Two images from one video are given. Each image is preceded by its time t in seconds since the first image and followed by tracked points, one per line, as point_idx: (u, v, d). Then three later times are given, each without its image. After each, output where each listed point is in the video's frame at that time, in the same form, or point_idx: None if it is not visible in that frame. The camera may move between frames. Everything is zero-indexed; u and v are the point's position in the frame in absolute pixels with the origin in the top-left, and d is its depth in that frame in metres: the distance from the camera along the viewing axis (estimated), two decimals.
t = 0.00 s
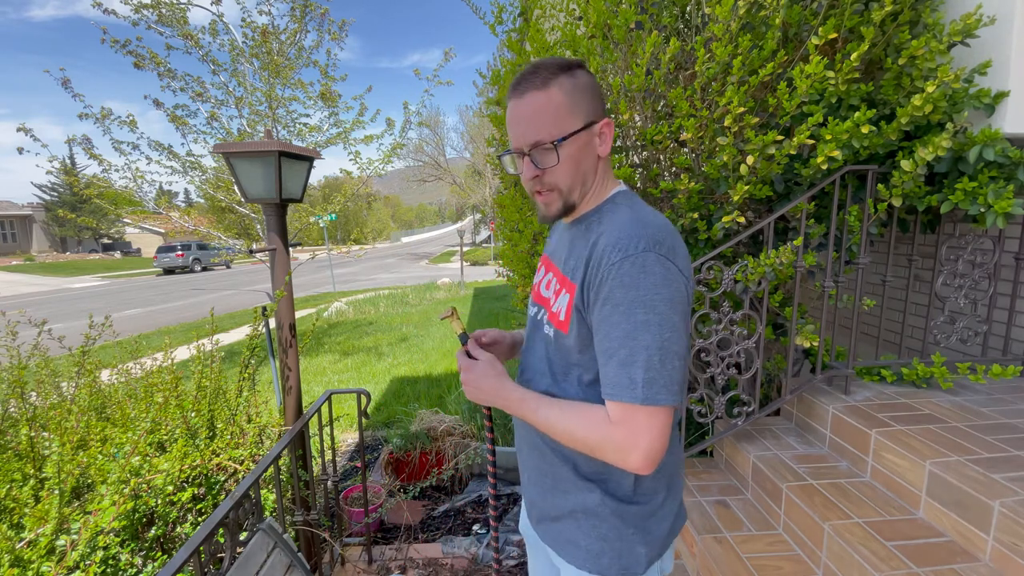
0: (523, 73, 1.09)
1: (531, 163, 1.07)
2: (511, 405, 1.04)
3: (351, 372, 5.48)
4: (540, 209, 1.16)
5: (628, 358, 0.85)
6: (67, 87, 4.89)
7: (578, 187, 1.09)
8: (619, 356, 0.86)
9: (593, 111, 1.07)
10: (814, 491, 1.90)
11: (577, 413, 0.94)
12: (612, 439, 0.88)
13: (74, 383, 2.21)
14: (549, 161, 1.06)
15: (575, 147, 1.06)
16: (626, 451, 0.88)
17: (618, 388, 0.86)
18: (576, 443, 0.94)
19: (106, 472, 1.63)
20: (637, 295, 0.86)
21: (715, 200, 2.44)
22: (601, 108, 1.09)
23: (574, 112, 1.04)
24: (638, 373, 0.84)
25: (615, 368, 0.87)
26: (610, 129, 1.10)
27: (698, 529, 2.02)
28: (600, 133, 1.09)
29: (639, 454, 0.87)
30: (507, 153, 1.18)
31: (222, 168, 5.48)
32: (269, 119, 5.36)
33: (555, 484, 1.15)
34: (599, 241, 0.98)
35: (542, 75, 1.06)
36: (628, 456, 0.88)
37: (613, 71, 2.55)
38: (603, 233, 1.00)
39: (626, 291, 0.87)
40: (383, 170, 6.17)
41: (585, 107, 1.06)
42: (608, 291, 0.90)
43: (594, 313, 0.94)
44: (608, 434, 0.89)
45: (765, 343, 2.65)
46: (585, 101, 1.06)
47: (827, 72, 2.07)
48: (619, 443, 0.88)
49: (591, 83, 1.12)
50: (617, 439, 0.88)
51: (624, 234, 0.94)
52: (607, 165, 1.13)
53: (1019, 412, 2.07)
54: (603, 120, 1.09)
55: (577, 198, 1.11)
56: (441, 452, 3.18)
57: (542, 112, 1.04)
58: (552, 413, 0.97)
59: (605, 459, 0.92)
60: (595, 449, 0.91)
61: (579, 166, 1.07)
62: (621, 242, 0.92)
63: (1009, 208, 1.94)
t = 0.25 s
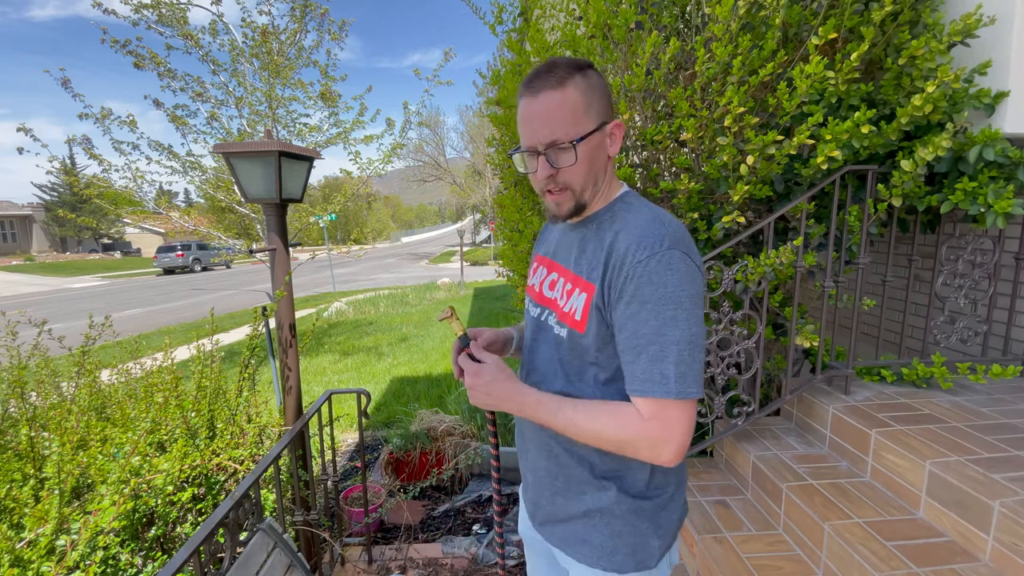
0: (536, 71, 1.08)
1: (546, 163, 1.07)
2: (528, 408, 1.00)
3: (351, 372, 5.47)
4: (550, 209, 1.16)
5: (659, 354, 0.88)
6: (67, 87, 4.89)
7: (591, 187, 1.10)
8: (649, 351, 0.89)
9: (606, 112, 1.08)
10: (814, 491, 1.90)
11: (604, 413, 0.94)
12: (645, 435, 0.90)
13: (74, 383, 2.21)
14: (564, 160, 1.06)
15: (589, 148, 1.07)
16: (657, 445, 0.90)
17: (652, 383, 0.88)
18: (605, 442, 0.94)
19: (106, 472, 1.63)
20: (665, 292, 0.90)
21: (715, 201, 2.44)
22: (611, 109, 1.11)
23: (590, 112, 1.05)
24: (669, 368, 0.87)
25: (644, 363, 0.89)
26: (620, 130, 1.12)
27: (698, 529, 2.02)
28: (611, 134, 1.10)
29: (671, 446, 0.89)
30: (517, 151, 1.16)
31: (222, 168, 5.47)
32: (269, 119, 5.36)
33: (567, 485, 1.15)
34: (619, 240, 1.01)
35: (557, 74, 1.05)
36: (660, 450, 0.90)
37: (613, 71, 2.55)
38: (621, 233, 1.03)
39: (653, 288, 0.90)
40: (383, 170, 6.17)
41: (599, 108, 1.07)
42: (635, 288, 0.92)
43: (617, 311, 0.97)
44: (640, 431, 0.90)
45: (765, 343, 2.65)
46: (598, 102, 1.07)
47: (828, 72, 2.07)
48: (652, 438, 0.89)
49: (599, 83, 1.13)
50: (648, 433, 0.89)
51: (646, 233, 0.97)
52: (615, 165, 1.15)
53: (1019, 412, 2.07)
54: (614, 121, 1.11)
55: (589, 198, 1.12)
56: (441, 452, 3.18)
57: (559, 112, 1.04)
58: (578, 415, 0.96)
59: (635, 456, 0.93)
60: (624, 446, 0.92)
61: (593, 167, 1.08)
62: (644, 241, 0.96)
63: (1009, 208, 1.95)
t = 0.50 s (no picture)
0: (542, 68, 1.08)
1: (552, 161, 1.07)
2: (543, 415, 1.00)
3: (351, 372, 5.47)
4: (552, 207, 1.15)
5: (677, 349, 0.89)
6: (67, 87, 4.89)
7: (594, 186, 1.11)
8: (667, 347, 0.90)
9: (609, 112, 1.10)
10: (814, 490, 1.90)
11: (625, 411, 0.94)
12: (669, 429, 0.91)
13: (74, 383, 2.21)
14: (571, 158, 1.07)
15: (595, 147, 1.08)
16: (681, 437, 0.91)
17: (676, 377, 0.89)
18: (629, 440, 0.94)
19: (106, 472, 1.63)
20: (678, 288, 0.91)
21: (715, 200, 2.44)
22: (614, 110, 1.13)
23: (596, 112, 1.07)
24: (689, 361, 0.88)
25: (663, 359, 0.90)
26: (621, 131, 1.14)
27: (698, 529, 2.02)
28: (614, 134, 1.12)
29: (695, 436, 0.92)
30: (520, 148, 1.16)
31: (222, 167, 5.47)
32: (269, 119, 5.36)
33: (575, 485, 1.14)
34: (626, 238, 1.03)
35: (565, 72, 1.06)
36: (684, 442, 0.92)
37: (613, 71, 2.55)
38: (628, 230, 1.04)
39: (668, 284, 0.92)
40: (383, 170, 6.17)
41: (603, 109, 1.08)
42: (648, 285, 0.93)
43: (629, 308, 0.97)
44: (664, 426, 0.91)
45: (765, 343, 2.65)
46: (603, 103, 1.08)
47: (827, 72, 2.07)
48: (676, 431, 0.91)
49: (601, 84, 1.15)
50: (672, 426, 0.91)
51: (655, 231, 0.99)
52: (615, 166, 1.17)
53: (1019, 412, 2.07)
54: (617, 122, 1.12)
55: (592, 197, 1.13)
56: (441, 452, 3.18)
57: (567, 111, 1.05)
58: (598, 415, 0.96)
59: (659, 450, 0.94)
60: (647, 442, 0.93)
61: (598, 166, 1.10)
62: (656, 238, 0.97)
63: (1009, 208, 1.95)
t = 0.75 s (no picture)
0: (547, 66, 1.08)
1: (560, 159, 1.07)
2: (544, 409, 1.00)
3: (351, 373, 5.48)
4: (557, 207, 1.15)
5: (680, 344, 0.90)
6: (67, 87, 4.89)
7: (599, 185, 1.12)
8: (671, 342, 0.91)
9: (613, 113, 1.11)
10: (814, 490, 1.90)
11: (626, 405, 0.95)
12: (669, 423, 0.91)
13: (75, 383, 2.21)
14: (578, 157, 1.08)
15: (602, 147, 1.09)
16: (681, 431, 0.92)
17: (678, 370, 0.90)
18: (630, 433, 0.95)
19: (106, 472, 1.63)
20: (684, 286, 0.92)
21: (715, 200, 2.44)
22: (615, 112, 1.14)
23: (602, 112, 1.08)
24: (692, 356, 0.89)
25: (666, 354, 0.91)
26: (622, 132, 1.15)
27: (699, 529, 2.02)
28: (617, 134, 1.13)
29: (695, 430, 0.92)
30: (525, 146, 1.15)
31: (222, 168, 5.47)
32: (270, 119, 5.36)
33: (581, 484, 1.14)
34: (630, 237, 1.03)
35: (573, 71, 1.06)
36: (683, 436, 0.92)
37: (613, 71, 2.55)
38: (632, 229, 1.05)
39: (673, 281, 0.93)
40: (383, 170, 6.17)
41: (608, 109, 1.09)
42: (654, 282, 0.94)
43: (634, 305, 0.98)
44: (664, 420, 0.91)
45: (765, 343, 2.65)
46: (607, 103, 1.09)
47: (827, 72, 2.07)
48: (676, 425, 0.91)
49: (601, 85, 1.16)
50: (672, 420, 0.91)
51: (659, 229, 1.00)
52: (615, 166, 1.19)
53: (1019, 412, 2.07)
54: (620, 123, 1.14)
55: (597, 197, 1.13)
56: (441, 452, 3.18)
57: (575, 110, 1.05)
58: (599, 409, 0.97)
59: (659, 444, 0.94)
60: (648, 436, 0.93)
61: (603, 166, 1.11)
62: (661, 236, 0.98)
63: (1009, 208, 1.95)
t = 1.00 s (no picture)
0: (546, 68, 1.10)
1: (573, 156, 1.09)
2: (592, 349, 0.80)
3: (351, 372, 5.48)
4: (566, 206, 1.16)
5: (706, 321, 0.86)
6: (67, 87, 4.89)
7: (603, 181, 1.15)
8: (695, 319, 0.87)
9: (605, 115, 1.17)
10: (814, 490, 1.90)
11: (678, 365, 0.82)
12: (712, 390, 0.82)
13: (75, 383, 2.21)
14: (589, 154, 1.10)
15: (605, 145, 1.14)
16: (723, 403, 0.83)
17: (708, 343, 0.83)
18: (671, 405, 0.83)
19: (106, 472, 1.63)
20: (698, 267, 0.93)
21: (715, 200, 2.43)
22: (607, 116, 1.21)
23: (603, 113, 1.13)
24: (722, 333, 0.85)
25: (700, 328, 0.85)
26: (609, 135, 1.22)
27: (699, 529, 2.02)
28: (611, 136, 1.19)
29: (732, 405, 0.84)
30: (528, 148, 1.16)
31: (222, 168, 5.48)
32: (270, 119, 5.36)
33: (582, 484, 1.14)
34: (640, 228, 1.05)
35: (574, 74, 1.11)
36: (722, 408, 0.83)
37: (613, 71, 2.54)
38: (638, 221, 1.06)
39: (688, 264, 0.93)
40: (383, 170, 6.17)
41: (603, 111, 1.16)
42: (670, 266, 0.94)
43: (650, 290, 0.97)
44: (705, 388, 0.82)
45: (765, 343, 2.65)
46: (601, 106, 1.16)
47: (827, 72, 2.07)
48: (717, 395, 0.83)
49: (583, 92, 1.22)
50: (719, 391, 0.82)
51: (669, 219, 1.02)
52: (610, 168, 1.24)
53: (1019, 412, 2.07)
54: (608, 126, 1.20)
55: (601, 195, 1.16)
56: (441, 452, 3.18)
57: (583, 108, 1.09)
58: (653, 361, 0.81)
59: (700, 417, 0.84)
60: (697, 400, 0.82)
61: (606, 164, 1.15)
62: (670, 225, 1.00)
63: (1009, 208, 1.95)
